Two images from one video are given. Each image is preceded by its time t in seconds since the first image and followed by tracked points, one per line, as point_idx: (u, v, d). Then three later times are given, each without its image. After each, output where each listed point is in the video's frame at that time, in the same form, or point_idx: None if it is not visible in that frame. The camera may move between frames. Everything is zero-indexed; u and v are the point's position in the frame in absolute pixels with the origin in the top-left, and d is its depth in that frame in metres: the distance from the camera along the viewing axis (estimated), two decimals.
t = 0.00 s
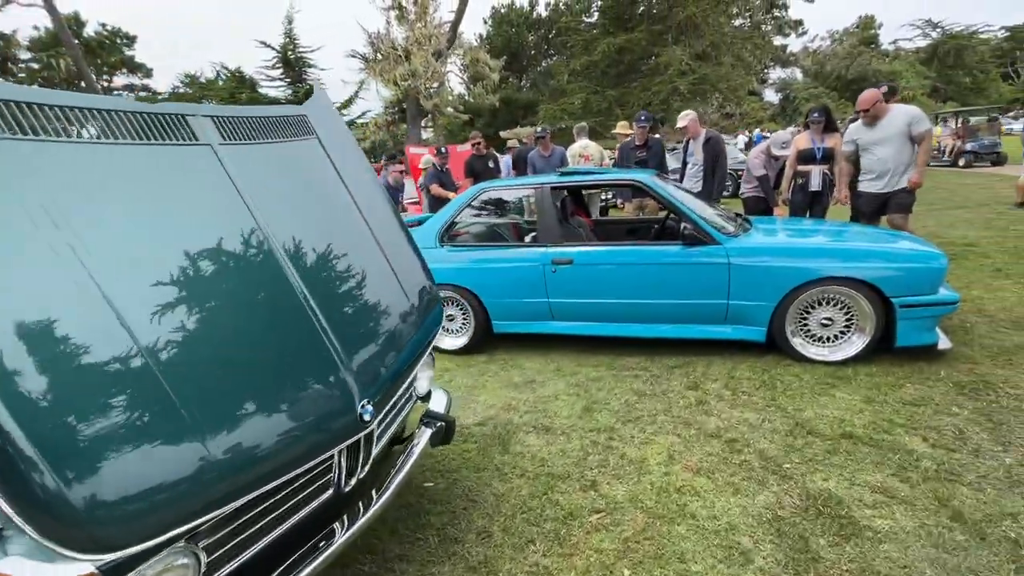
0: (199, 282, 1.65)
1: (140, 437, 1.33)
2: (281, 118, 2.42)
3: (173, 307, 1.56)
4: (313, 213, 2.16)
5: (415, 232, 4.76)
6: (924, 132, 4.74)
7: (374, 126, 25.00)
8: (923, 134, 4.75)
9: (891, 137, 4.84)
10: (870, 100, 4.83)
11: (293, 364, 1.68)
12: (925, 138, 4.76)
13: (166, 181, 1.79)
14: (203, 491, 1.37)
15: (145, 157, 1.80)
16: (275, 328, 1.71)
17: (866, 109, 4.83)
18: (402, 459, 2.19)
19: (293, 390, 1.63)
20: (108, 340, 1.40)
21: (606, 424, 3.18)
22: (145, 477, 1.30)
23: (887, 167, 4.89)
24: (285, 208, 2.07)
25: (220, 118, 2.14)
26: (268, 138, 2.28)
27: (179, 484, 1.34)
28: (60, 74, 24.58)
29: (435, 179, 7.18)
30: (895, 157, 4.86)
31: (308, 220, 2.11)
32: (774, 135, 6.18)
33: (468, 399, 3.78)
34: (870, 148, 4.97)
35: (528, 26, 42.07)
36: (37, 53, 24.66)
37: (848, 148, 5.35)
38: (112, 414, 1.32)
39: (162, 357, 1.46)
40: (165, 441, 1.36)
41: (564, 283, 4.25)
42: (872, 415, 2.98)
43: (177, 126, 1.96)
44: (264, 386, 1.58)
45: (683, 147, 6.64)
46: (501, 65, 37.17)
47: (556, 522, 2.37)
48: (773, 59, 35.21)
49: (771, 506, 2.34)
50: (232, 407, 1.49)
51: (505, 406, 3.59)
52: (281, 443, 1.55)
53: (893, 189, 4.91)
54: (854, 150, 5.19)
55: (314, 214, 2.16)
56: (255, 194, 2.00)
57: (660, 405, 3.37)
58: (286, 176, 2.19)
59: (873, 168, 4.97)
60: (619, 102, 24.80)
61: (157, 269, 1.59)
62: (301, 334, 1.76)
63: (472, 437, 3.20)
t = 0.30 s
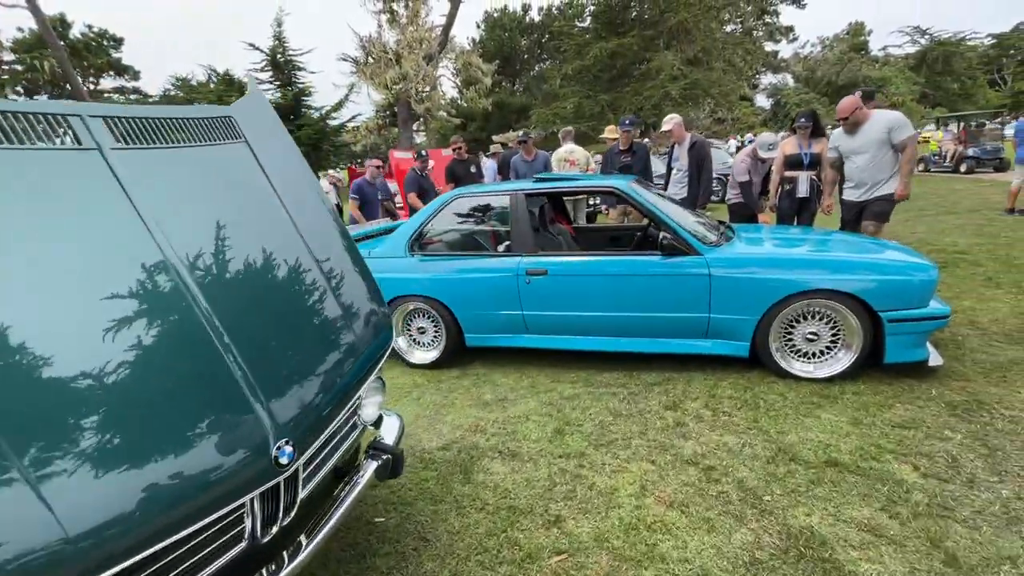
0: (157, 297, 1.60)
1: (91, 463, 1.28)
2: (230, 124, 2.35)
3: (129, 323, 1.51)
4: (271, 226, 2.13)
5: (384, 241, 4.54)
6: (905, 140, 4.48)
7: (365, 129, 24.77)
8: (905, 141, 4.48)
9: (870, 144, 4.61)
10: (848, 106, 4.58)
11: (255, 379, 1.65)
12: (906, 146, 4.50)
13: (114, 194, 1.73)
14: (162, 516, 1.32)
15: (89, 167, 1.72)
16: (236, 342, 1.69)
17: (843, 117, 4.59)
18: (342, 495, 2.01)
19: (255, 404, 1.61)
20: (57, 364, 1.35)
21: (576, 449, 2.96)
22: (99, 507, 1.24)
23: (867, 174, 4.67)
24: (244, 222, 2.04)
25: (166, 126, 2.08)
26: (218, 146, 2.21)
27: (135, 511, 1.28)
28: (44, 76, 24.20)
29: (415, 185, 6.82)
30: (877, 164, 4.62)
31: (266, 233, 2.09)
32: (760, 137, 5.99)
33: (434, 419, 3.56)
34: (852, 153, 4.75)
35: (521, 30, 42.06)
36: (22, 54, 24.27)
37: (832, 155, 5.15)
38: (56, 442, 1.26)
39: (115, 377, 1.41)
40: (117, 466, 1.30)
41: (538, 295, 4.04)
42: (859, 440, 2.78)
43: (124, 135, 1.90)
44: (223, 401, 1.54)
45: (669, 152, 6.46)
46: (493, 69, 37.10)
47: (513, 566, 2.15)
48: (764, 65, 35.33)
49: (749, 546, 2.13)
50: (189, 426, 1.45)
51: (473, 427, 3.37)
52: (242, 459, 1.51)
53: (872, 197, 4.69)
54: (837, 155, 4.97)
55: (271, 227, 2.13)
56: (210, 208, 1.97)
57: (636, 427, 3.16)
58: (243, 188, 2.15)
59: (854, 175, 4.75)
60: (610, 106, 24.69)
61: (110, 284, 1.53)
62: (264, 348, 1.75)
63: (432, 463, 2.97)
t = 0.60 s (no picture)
0: (124, 308, 1.57)
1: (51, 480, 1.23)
2: (200, 131, 2.30)
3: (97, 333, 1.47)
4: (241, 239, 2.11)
5: (365, 250, 4.37)
6: (895, 155, 4.21)
7: (365, 131, 24.70)
8: (897, 156, 4.22)
9: (860, 156, 4.40)
10: (845, 112, 4.38)
11: (221, 392, 1.63)
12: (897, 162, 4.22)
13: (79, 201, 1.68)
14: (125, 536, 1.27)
15: (52, 173, 1.67)
16: (205, 354, 1.67)
17: (839, 122, 4.40)
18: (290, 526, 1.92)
19: (222, 418, 1.58)
20: (14, 378, 1.30)
21: (552, 475, 2.80)
22: (58, 527, 1.19)
23: (856, 187, 4.49)
24: (213, 233, 2.01)
25: (134, 132, 2.03)
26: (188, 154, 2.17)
27: (96, 531, 1.23)
28: (46, 75, 24.19)
29: (403, 189, 6.70)
30: (867, 178, 4.41)
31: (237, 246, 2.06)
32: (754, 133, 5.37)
33: (407, 438, 3.40)
34: (845, 163, 4.56)
35: (524, 34, 42.06)
36: (23, 54, 24.31)
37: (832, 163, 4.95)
38: (9, 461, 1.21)
39: (83, 386, 1.38)
40: (77, 484, 1.25)
41: (519, 307, 3.88)
42: (851, 470, 2.62)
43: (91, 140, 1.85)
44: (187, 416, 1.51)
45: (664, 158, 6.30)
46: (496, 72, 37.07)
47: None
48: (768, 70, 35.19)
49: None
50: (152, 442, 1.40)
51: (446, 447, 3.21)
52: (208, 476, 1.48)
53: (858, 211, 4.52)
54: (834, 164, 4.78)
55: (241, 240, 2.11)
56: (179, 218, 1.94)
57: (616, 450, 3.00)
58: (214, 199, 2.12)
59: (845, 186, 4.59)
60: (612, 110, 24.55)
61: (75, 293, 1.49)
62: (233, 361, 1.73)
63: (399, 488, 2.81)
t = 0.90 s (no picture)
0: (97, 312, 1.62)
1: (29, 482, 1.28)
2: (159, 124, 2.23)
3: (64, 341, 1.51)
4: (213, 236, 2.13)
5: (351, 253, 4.30)
6: (896, 166, 4.02)
7: (375, 131, 24.76)
8: (897, 167, 4.03)
9: (859, 166, 4.26)
10: (847, 118, 4.19)
11: (193, 392, 1.70)
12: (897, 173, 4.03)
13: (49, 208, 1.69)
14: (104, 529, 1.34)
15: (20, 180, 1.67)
16: (179, 352, 1.73)
17: (841, 130, 4.23)
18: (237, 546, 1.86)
19: (195, 417, 1.65)
20: None
21: (526, 494, 2.68)
22: (42, 521, 1.26)
23: (856, 198, 4.35)
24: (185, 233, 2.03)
25: (103, 130, 2.00)
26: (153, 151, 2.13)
27: (78, 524, 1.30)
28: (64, 73, 24.59)
29: (397, 190, 6.71)
30: (868, 189, 4.27)
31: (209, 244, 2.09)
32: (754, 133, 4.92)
33: (383, 449, 3.30)
34: (847, 172, 4.41)
35: (536, 36, 41.97)
36: (42, 52, 24.74)
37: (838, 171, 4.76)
38: None
39: (65, 385, 1.44)
40: (60, 480, 1.32)
41: (503, 315, 3.76)
42: (841, 498, 2.47)
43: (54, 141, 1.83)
44: (157, 415, 1.57)
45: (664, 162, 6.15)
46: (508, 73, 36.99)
47: None
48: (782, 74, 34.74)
49: None
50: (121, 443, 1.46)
51: (420, 461, 3.10)
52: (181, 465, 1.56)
53: (857, 222, 4.38)
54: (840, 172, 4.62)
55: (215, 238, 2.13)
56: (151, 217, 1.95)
57: (596, 469, 2.87)
58: (184, 196, 2.12)
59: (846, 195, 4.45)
60: (623, 113, 24.35)
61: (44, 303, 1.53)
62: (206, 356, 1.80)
63: (367, 504, 2.71)
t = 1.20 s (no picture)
0: (89, 313, 1.70)
1: (19, 476, 1.37)
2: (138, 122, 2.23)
3: (58, 341, 1.60)
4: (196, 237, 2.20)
5: (344, 259, 4.25)
6: (899, 179, 3.84)
7: (388, 132, 24.86)
8: (902, 180, 3.84)
9: (861, 182, 4.11)
10: (845, 133, 4.02)
11: (177, 392, 1.80)
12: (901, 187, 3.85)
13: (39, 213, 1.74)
14: (93, 518, 1.47)
15: (9, 183, 1.71)
16: (164, 353, 1.82)
17: (837, 145, 4.07)
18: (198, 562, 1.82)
19: (179, 415, 1.77)
20: None
21: (504, 516, 2.59)
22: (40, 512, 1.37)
23: (861, 212, 4.17)
24: (171, 235, 2.09)
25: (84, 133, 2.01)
26: (136, 151, 2.15)
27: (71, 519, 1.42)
28: (86, 70, 25.05)
29: (398, 193, 6.69)
30: (872, 203, 4.10)
31: (193, 246, 2.15)
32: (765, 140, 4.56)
33: (365, 461, 3.23)
34: (848, 187, 4.27)
35: (553, 38, 41.85)
36: (66, 49, 25.25)
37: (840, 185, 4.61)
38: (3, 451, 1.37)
39: (62, 384, 1.54)
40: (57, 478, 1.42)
41: (493, 326, 3.68)
42: (833, 534, 2.35)
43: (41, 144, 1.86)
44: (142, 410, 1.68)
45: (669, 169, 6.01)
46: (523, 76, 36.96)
47: None
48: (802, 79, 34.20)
49: None
50: (107, 439, 1.57)
51: (400, 476, 3.02)
52: (166, 457, 1.69)
53: (862, 237, 4.21)
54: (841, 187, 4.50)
55: (195, 241, 2.17)
56: (138, 220, 2.01)
57: (579, 491, 2.77)
58: (169, 198, 2.17)
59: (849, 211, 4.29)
60: (637, 117, 24.14)
61: (36, 304, 1.60)
62: (192, 353, 1.90)
63: (341, 520, 2.65)
